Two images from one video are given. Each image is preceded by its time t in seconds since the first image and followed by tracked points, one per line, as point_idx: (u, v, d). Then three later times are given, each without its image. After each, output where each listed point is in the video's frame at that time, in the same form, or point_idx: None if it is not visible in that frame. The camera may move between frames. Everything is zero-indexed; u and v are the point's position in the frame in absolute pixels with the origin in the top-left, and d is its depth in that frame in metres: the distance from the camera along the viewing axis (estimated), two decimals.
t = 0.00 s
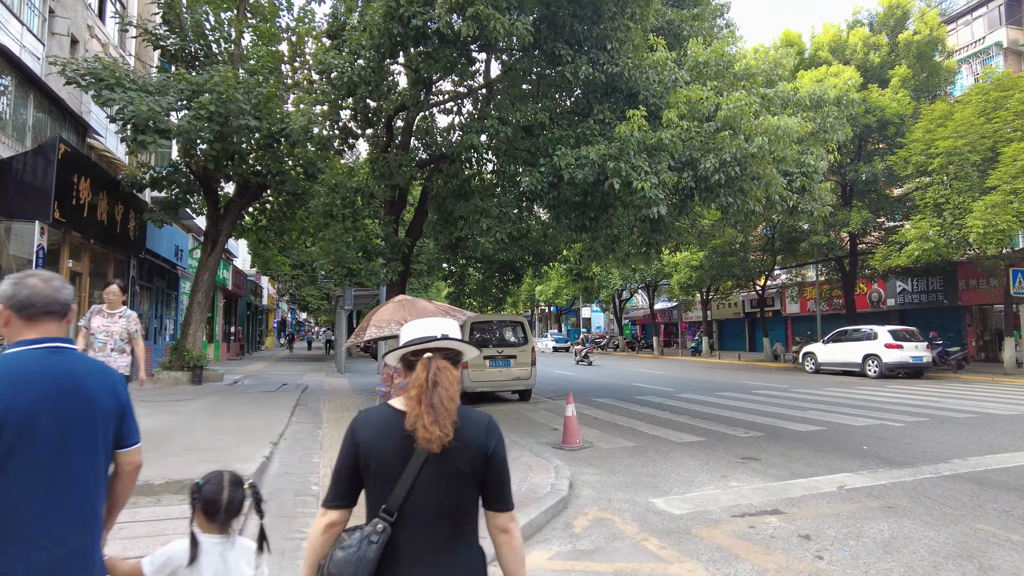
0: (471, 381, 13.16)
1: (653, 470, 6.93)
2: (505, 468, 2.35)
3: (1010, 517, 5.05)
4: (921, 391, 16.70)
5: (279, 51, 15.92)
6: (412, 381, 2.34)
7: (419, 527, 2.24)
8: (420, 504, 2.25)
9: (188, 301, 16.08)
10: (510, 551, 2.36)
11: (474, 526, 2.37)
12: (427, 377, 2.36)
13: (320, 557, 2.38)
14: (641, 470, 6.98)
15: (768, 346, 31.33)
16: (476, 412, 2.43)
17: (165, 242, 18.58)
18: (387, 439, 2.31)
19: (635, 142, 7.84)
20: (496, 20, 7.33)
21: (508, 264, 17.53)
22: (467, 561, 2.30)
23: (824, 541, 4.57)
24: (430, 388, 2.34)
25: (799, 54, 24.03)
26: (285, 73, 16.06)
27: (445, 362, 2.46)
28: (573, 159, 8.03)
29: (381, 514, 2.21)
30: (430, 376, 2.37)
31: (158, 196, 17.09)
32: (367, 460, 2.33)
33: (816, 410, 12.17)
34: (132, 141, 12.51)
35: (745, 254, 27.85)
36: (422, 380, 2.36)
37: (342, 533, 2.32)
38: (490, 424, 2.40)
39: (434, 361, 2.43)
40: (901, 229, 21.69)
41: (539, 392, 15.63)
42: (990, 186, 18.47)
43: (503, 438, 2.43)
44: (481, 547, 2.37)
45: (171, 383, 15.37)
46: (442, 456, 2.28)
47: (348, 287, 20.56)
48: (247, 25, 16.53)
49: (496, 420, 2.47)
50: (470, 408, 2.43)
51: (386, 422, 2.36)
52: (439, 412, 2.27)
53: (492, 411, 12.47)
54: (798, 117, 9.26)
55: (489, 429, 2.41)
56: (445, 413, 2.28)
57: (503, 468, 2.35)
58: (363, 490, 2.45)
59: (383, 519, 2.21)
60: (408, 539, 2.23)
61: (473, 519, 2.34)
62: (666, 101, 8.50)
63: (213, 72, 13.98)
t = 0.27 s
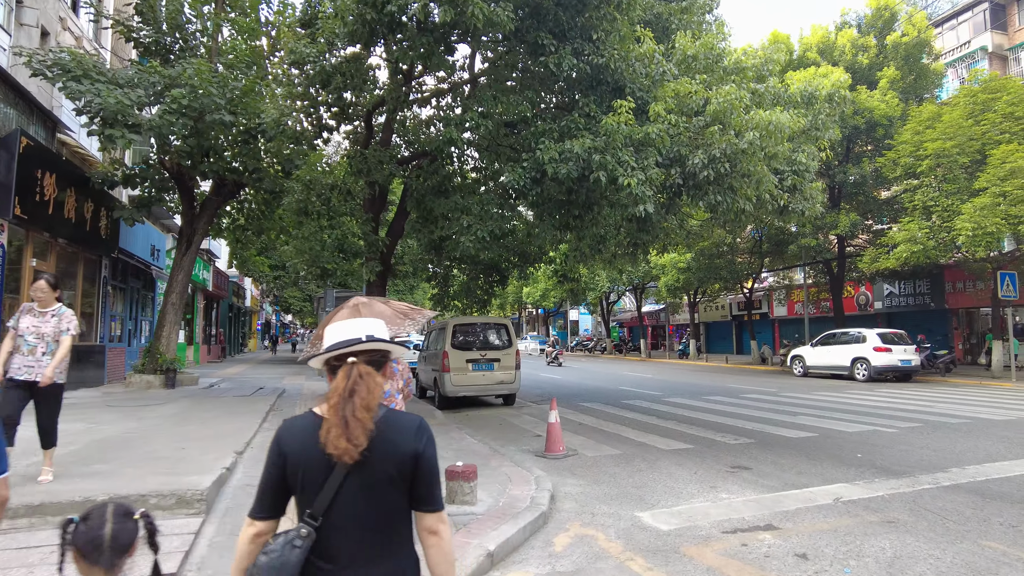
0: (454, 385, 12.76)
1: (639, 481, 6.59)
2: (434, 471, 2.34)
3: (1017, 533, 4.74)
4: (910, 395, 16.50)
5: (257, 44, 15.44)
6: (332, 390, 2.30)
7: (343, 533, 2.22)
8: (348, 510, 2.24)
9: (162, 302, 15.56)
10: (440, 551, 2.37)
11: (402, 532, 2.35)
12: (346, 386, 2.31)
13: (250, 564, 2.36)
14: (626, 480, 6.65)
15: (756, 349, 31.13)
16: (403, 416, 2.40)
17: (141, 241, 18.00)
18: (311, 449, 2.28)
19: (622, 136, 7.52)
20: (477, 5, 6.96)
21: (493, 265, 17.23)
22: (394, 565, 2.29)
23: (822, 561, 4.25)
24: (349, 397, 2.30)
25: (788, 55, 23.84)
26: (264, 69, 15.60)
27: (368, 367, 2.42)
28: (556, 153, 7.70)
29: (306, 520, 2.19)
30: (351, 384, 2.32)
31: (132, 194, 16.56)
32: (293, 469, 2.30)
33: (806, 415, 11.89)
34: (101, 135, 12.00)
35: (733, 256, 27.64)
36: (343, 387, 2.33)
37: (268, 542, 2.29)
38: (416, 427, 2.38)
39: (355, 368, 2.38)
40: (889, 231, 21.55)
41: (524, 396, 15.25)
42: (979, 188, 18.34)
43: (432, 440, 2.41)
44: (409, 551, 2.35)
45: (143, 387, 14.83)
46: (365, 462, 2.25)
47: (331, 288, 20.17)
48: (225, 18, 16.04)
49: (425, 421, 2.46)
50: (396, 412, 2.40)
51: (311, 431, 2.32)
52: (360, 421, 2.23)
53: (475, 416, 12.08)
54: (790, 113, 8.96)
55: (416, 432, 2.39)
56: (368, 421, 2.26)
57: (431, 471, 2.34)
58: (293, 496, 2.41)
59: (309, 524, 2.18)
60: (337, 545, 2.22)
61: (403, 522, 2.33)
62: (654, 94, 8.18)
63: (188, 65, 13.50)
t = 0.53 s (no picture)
0: (437, 390, 12.34)
1: (626, 493, 6.22)
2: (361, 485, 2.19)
3: None
4: (903, 398, 16.23)
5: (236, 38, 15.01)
6: (251, 400, 2.20)
7: (261, 552, 2.07)
8: (266, 529, 2.09)
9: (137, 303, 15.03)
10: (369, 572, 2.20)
11: (329, 550, 2.19)
12: (267, 396, 2.21)
13: None
14: (613, 492, 6.27)
15: (746, 352, 30.88)
16: (329, 428, 2.27)
17: (116, 241, 17.44)
18: (229, 464, 2.16)
19: (610, 127, 7.19)
20: None
21: (479, 266, 16.87)
22: None
23: None
24: (270, 407, 2.20)
25: (777, 56, 23.61)
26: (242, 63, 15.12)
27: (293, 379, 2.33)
28: (541, 146, 7.34)
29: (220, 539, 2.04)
30: (272, 394, 2.22)
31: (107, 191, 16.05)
32: (211, 485, 2.17)
33: (799, 420, 11.57)
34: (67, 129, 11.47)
35: (723, 259, 27.37)
36: (263, 399, 2.22)
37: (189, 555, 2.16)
38: (343, 440, 2.25)
39: (280, 378, 2.29)
40: (880, 233, 21.35)
41: (510, 400, 14.83)
42: (970, 190, 18.15)
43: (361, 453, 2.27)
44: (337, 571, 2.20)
45: (116, 392, 14.29)
46: (285, 476, 2.11)
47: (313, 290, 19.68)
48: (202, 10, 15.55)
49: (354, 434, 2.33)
50: (322, 424, 2.28)
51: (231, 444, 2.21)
52: (278, 432, 2.11)
53: (458, 421, 11.67)
54: (784, 108, 8.63)
55: (343, 444, 2.25)
56: (287, 433, 2.13)
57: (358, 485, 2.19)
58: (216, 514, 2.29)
59: (224, 543, 2.03)
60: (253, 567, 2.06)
61: (328, 541, 2.17)
62: (642, 85, 7.85)
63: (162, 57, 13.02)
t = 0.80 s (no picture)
0: (425, 393, 11.93)
1: (620, 503, 5.86)
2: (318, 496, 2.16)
3: None
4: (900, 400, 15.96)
5: (218, 28, 14.52)
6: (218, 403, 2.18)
7: (216, 555, 2.07)
8: (222, 534, 2.09)
9: (116, 302, 14.52)
10: None
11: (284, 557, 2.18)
12: (234, 399, 2.19)
13: None
14: (607, 502, 5.91)
15: (740, 354, 30.62)
16: (291, 435, 2.24)
17: (95, 238, 16.91)
18: (190, 464, 2.14)
19: (604, 117, 6.86)
20: None
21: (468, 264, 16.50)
22: None
23: None
24: (238, 410, 2.18)
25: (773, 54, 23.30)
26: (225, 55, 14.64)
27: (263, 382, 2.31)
28: (531, 135, 6.99)
29: (176, 540, 2.04)
30: (240, 397, 2.21)
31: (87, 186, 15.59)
32: (171, 484, 2.16)
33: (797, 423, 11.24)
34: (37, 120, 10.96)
35: (717, 259, 27.05)
36: (230, 401, 2.20)
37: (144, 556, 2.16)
38: (304, 448, 2.22)
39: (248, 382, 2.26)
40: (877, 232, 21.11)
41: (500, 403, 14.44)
42: (969, 189, 17.89)
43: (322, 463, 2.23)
44: None
45: (92, 394, 13.80)
46: (246, 481, 2.11)
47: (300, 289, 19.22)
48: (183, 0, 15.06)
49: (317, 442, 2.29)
50: (284, 432, 2.25)
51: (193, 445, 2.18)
52: (240, 437, 2.09)
53: (447, 426, 11.29)
54: (785, 98, 8.26)
55: (304, 452, 2.21)
56: (249, 438, 2.11)
57: (316, 496, 2.17)
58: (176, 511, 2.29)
59: (180, 544, 2.03)
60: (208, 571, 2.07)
61: (283, 549, 2.16)
62: (637, 73, 7.51)
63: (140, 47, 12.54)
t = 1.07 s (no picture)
0: (415, 396, 11.54)
1: (618, 517, 5.50)
2: (286, 503, 2.14)
3: None
4: (901, 403, 15.66)
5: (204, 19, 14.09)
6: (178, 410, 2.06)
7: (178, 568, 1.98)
8: (182, 545, 1.99)
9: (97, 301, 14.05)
10: None
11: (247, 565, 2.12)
12: (196, 407, 2.07)
13: None
14: (605, 515, 5.54)
15: (737, 355, 30.31)
16: (254, 442, 2.18)
17: (78, 236, 16.42)
18: (148, 474, 2.02)
19: (601, 105, 6.61)
20: None
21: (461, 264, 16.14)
22: None
23: None
24: (200, 418, 2.07)
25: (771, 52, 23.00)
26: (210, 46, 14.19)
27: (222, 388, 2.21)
28: (525, 125, 6.64)
29: (133, 556, 1.92)
30: (201, 404, 2.10)
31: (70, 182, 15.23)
32: (123, 495, 2.02)
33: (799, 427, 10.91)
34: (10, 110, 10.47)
35: (714, 260, 26.73)
36: (191, 409, 2.09)
37: None
38: (269, 455, 2.17)
39: (208, 389, 2.15)
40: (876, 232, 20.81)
41: (493, 406, 14.04)
42: (970, 188, 17.59)
43: (286, 469, 2.20)
44: None
45: (71, 397, 13.34)
46: (210, 491, 2.02)
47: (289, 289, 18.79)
48: None
49: (279, 448, 2.24)
50: (247, 438, 2.18)
51: (148, 454, 2.05)
52: (211, 444, 2.01)
53: (438, 430, 10.91)
54: (791, 89, 7.89)
55: (269, 460, 2.16)
56: (218, 446, 2.03)
57: (283, 504, 2.13)
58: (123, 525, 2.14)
59: (137, 560, 1.92)
60: None
61: (244, 559, 2.10)
62: (636, 61, 7.17)
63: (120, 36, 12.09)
